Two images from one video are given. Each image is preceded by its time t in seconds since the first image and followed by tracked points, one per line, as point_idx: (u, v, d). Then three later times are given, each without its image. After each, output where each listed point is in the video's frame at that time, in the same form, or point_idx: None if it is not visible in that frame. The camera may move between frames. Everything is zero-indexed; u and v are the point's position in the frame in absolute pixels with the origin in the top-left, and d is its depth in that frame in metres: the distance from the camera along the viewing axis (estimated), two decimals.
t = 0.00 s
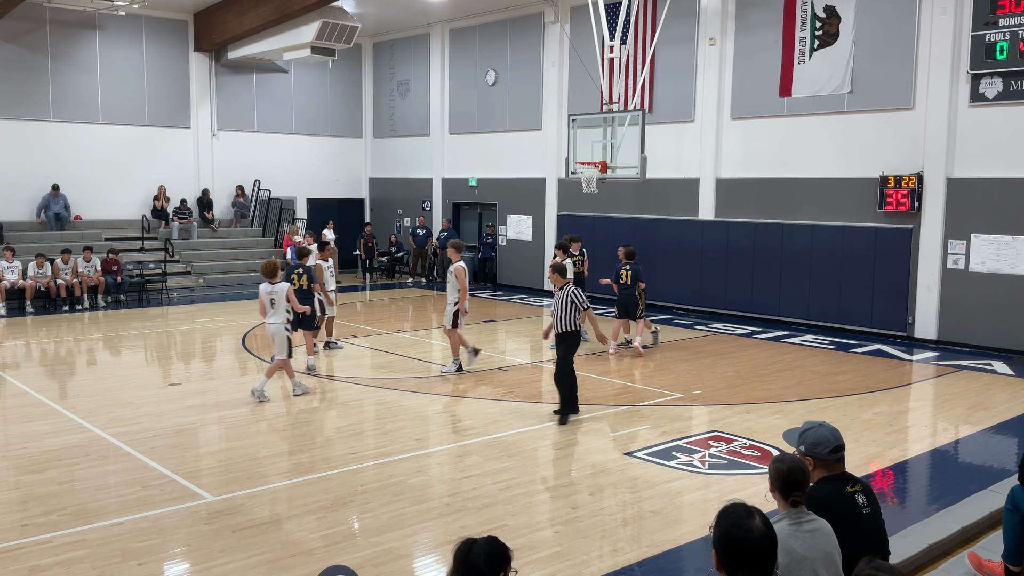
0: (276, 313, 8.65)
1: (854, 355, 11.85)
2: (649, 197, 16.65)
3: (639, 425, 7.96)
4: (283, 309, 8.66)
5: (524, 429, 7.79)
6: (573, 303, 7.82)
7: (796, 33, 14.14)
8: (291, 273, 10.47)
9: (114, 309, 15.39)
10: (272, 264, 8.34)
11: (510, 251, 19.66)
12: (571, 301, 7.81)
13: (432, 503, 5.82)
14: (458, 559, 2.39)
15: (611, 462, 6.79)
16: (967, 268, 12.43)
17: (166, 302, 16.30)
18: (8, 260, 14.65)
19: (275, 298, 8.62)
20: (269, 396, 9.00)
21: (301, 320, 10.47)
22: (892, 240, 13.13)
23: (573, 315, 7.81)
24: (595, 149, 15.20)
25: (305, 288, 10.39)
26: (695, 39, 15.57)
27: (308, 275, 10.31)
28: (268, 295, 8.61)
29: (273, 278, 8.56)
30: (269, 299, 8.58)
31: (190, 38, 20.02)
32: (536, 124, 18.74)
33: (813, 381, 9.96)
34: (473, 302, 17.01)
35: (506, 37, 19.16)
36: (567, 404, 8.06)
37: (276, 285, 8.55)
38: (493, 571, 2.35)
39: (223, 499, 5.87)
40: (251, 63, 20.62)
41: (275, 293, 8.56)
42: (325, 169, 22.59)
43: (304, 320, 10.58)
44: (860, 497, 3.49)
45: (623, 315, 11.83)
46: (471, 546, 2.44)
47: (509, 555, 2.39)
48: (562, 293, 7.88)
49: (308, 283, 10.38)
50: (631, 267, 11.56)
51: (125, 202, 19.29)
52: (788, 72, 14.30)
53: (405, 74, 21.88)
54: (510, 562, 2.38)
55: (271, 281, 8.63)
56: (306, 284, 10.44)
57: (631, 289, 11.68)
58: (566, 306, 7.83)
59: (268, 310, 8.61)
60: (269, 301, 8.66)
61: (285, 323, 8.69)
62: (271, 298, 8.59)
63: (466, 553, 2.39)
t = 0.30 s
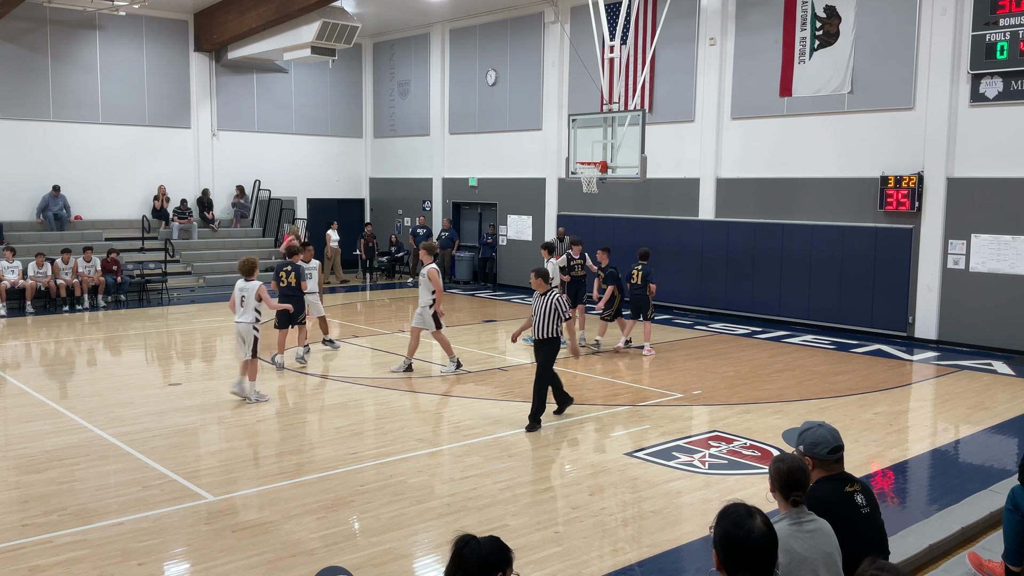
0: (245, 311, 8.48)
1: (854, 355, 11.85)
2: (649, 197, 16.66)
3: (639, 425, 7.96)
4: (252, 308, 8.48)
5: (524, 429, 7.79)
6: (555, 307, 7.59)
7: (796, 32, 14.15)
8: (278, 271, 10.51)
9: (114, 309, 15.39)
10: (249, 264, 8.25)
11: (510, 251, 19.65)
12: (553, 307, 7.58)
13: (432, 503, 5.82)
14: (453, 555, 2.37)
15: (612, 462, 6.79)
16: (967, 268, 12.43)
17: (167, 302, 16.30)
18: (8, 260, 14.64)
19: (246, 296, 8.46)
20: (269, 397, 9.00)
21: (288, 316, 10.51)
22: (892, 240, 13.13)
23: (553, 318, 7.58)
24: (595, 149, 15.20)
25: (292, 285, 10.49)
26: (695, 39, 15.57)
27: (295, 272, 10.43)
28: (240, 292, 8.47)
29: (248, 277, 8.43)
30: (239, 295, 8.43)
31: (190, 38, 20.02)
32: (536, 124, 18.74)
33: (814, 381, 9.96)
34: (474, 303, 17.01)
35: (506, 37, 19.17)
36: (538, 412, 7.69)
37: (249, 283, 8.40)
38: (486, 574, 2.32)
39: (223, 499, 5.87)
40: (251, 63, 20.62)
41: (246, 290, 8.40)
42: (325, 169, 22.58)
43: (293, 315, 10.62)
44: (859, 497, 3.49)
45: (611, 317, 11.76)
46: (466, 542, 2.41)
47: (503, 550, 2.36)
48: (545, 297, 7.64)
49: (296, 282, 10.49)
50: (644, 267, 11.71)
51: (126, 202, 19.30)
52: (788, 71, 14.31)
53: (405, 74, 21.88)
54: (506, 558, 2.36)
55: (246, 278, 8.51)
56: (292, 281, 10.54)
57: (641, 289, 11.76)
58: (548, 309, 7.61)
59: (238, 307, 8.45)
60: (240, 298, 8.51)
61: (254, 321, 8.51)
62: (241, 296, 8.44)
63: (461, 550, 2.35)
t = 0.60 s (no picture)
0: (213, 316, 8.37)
1: (855, 355, 11.84)
2: (649, 197, 16.66)
3: (640, 425, 7.96)
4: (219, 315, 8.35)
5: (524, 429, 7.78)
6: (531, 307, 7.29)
7: (796, 32, 14.14)
8: (280, 271, 10.52)
9: (114, 309, 15.39)
10: (222, 269, 8.16)
11: (510, 251, 19.66)
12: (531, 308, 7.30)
13: (432, 502, 5.81)
14: (451, 560, 2.37)
15: (612, 462, 6.79)
16: (967, 268, 12.43)
17: (167, 302, 16.30)
18: (8, 260, 14.62)
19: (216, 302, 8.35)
20: (269, 396, 9.01)
21: (289, 316, 10.50)
22: (892, 240, 13.12)
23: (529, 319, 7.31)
24: (595, 150, 15.21)
25: (293, 285, 10.46)
26: (695, 39, 15.57)
27: (297, 273, 10.39)
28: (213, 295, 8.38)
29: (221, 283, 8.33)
30: (210, 299, 8.35)
31: (190, 38, 20.02)
32: (537, 124, 18.74)
33: (814, 382, 9.96)
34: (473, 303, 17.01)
35: (506, 37, 19.16)
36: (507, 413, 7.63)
37: (219, 289, 8.29)
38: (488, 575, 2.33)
39: (223, 499, 5.87)
40: (251, 63, 20.61)
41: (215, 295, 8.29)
42: (325, 169, 22.58)
43: (293, 315, 10.62)
44: (859, 497, 3.49)
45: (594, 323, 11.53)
46: (463, 546, 2.41)
47: (500, 548, 2.36)
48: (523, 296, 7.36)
49: (296, 282, 10.45)
50: (654, 267, 11.83)
51: (126, 202, 19.30)
52: (789, 71, 14.30)
53: (405, 74, 21.88)
54: (504, 554, 2.36)
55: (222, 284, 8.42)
56: (294, 281, 10.52)
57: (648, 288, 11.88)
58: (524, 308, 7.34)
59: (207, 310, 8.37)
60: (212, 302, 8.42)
61: (221, 329, 8.37)
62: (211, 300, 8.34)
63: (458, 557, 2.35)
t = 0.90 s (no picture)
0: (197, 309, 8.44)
1: (855, 356, 11.83)
2: (649, 196, 16.66)
3: (640, 425, 7.96)
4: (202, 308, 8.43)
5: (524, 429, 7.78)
6: (498, 314, 7.05)
7: (796, 32, 14.14)
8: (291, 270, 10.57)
9: (114, 309, 15.39)
10: (209, 262, 8.30)
11: (510, 251, 19.66)
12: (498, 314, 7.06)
13: (433, 503, 5.81)
14: (449, 568, 2.39)
15: (612, 462, 6.79)
16: (967, 268, 12.43)
17: (167, 302, 16.30)
18: (8, 260, 14.60)
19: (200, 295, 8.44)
20: (269, 396, 9.01)
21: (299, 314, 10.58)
22: (892, 241, 13.13)
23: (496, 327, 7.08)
24: (595, 150, 15.21)
25: (302, 284, 10.49)
26: (695, 39, 15.57)
27: (308, 273, 10.39)
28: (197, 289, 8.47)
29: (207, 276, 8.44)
30: (195, 292, 8.43)
31: (190, 38, 20.01)
32: (537, 124, 18.75)
33: (814, 382, 9.96)
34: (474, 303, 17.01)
35: (506, 38, 19.16)
36: (476, 425, 7.27)
37: (204, 282, 8.38)
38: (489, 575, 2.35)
39: (224, 499, 5.87)
40: (251, 63, 20.61)
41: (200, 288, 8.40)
42: (325, 169, 22.57)
43: (302, 312, 10.69)
44: (859, 497, 3.49)
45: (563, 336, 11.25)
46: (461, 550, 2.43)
47: (499, 547, 2.39)
48: (490, 303, 7.16)
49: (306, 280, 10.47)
50: (654, 263, 12.01)
51: (126, 202, 19.29)
52: (789, 71, 14.30)
53: (405, 74, 21.88)
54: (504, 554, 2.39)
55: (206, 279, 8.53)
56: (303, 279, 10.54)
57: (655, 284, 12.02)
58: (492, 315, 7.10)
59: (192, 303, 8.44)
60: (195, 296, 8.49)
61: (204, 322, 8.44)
62: (195, 293, 8.42)
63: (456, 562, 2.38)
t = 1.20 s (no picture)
0: (195, 310, 8.45)
1: (855, 356, 11.83)
2: (650, 196, 16.66)
3: (639, 425, 7.96)
4: (202, 308, 8.48)
5: (524, 429, 7.78)
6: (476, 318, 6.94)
7: (796, 32, 14.14)
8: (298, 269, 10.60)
9: (114, 309, 15.39)
10: (202, 264, 8.33)
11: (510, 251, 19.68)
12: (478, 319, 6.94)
13: (432, 503, 5.81)
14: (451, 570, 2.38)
15: (612, 461, 6.79)
16: (968, 268, 12.43)
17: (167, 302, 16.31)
18: (9, 260, 14.59)
19: (197, 297, 8.46)
20: (269, 396, 9.01)
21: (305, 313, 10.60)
22: (892, 241, 13.13)
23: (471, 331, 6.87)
24: (595, 150, 15.21)
25: (310, 283, 10.51)
26: (695, 39, 15.57)
27: (316, 271, 10.47)
28: (193, 290, 8.46)
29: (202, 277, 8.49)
30: (194, 294, 8.42)
31: (190, 38, 20.01)
32: (537, 124, 18.75)
33: (814, 382, 9.96)
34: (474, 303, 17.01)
35: (506, 38, 19.15)
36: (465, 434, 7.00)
37: (203, 284, 8.42)
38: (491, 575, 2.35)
39: (224, 499, 5.87)
40: (251, 63, 20.62)
41: (200, 289, 8.43)
42: (325, 169, 22.58)
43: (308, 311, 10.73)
44: (859, 497, 3.49)
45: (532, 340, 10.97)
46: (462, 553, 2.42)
47: (497, 551, 2.38)
48: (463, 303, 6.86)
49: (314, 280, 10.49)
50: (658, 263, 12.02)
51: (126, 202, 19.30)
52: (789, 71, 14.30)
53: (405, 74, 21.88)
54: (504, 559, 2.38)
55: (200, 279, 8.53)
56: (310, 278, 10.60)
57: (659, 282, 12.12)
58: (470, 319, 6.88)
59: (189, 305, 8.44)
60: (190, 297, 8.47)
61: (203, 322, 8.51)
62: (194, 295, 8.42)
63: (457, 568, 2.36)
